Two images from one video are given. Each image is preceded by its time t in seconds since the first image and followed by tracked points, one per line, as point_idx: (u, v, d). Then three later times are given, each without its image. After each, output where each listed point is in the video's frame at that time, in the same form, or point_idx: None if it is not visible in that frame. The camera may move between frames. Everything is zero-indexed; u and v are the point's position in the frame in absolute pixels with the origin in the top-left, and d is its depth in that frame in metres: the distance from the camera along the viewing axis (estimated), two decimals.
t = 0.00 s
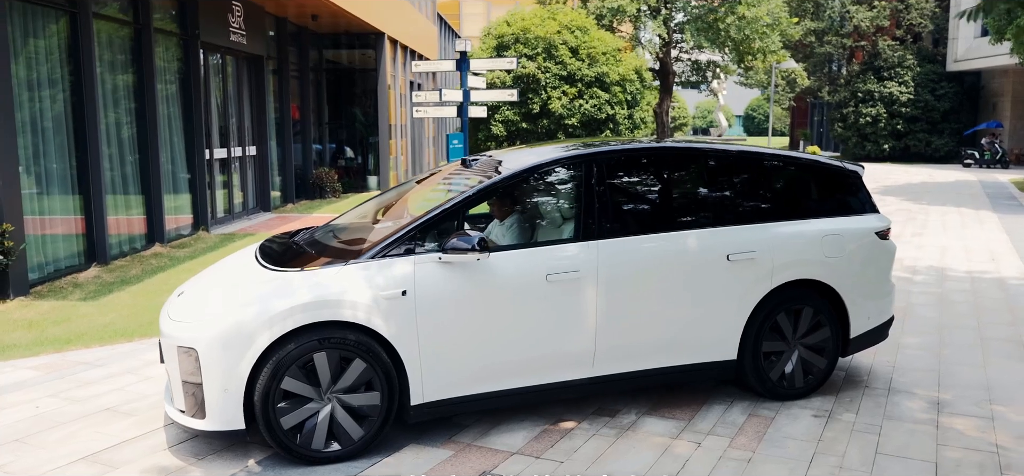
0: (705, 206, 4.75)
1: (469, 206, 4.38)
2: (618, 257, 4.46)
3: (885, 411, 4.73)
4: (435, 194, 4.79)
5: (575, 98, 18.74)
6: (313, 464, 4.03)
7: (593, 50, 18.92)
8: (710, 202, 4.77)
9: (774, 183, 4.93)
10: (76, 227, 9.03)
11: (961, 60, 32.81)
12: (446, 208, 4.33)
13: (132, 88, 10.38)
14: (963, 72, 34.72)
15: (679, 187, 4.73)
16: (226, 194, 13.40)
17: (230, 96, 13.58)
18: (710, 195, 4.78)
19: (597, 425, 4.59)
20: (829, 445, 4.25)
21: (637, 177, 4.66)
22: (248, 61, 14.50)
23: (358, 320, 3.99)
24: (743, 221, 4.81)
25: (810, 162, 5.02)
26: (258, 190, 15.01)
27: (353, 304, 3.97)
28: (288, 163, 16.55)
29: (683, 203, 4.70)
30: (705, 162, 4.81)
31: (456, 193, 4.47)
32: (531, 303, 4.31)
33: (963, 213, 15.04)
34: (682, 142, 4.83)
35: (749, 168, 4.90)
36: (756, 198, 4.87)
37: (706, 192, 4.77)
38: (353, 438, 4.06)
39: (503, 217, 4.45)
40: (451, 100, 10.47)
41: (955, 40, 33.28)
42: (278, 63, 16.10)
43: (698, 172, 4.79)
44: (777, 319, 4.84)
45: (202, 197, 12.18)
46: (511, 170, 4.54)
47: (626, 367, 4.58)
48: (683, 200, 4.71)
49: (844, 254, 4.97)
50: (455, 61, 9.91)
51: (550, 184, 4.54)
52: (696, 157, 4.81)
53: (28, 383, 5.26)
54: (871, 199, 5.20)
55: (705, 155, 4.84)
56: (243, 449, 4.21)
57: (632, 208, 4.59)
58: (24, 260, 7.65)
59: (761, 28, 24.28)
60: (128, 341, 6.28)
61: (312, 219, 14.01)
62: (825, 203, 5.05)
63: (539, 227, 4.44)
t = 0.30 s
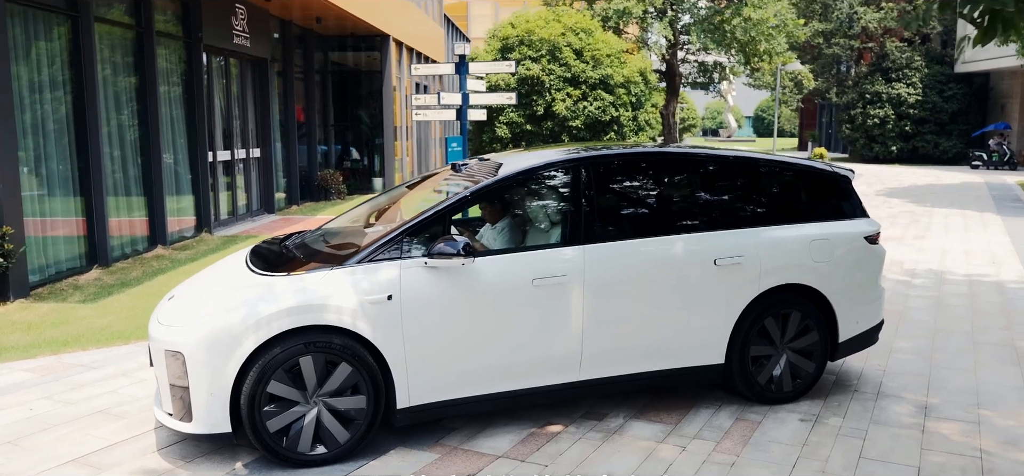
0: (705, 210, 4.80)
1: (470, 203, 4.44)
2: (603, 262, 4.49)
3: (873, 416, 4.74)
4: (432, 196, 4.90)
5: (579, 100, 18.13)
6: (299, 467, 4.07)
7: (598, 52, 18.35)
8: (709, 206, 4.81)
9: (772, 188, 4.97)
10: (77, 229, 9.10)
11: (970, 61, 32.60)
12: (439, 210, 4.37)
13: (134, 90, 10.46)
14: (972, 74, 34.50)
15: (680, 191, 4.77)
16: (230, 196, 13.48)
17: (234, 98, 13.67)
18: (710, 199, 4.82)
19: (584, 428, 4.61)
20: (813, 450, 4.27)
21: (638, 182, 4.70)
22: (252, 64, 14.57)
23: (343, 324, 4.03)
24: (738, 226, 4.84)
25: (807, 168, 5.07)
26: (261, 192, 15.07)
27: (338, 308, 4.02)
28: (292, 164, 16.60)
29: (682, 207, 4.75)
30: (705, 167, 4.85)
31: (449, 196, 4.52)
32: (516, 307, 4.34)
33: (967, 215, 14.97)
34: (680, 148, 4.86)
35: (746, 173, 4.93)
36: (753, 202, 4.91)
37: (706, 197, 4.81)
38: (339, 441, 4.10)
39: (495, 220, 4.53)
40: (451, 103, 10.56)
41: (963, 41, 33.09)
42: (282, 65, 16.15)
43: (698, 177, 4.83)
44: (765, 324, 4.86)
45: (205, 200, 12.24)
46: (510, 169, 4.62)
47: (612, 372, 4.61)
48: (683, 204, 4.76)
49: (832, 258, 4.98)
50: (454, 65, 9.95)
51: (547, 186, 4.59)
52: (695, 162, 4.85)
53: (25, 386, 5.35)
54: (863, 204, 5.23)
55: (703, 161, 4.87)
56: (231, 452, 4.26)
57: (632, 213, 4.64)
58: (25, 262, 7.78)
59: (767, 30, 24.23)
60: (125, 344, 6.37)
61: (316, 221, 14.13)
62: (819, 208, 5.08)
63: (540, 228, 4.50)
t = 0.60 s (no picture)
0: (706, 213, 4.83)
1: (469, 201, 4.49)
2: (590, 267, 4.50)
3: (863, 422, 4.72)
4: (428, 198, 4.95)
5: (585, 102, 17.84)
6: (286, 470, 4.10)
7: (603, 53, 18.15)
8: (709, 209, 4.84)
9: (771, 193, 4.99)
10: (81, 230, 9.18)
11: (981, 61, 32.39)
12: (432, 210, 4.41)
13: (138, 92, 10.55)
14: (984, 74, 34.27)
15: (681, 195, 4.80)
16: (235, 197, 13.57)
17: (239, 99, 13.76)
18: (710, 202, 4.85)
19: (572, 432, 4.62)
20: (799, 454, 4.27)
21: (639, 185, 4.74)
22: (258, 66, 14.66)
23: (329, 329, 4.06)
24: (735, 229, 4.87)
25: (808, 172, 5.09)
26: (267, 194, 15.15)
27: (324, 313, 4.05)
28: (298, 166, 16.66)
29: (684, 210, 4.78)
30: (705, 171, 4.88)
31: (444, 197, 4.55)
32: (503, 312, 4.35)
33: (974, 217, 14.87)
34: (678, 153, 4.89)
35: (744, 177, 4.95)
36: (752, 206, 4.93)
37: (707, 201, 4.84)
38: (326, 444, 4.13)
39: (488, 224, 4.56)
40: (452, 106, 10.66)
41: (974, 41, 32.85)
42: (288, 67, 16.22)
43: (699, 180, 4.86)
44: (755, 328, 4.85)
45: (209, 201, 12.34)
46: (513, 169, 4.66)
47: (600, 376, 4.62)
48: (684, 207, 4.79)
49: (823, 263, 4.98)
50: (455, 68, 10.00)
51: (547, 187, 4.62)
52: (694, 166, 4.87)
53: (22, 388, 5.43)
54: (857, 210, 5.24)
55: (703, 165, 4.90)
56: (220, 454, 4.30)
57: (634, 217, 4.68)
58: (27, 263, 7.91)
59: (775, 30, 24.17)
60: (123, 345, 6.44)
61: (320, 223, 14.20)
62: (817, 213, 5.09)
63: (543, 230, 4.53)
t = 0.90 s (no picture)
0: (711, 217, 4.86)
1: (473, 199, 4.56)
2: (580, 271, 4.50)
3: (855, 428, 4.70)
4: (428, 198, 5.02)
5: (594, 103, 17.63)
6: (275, 472, 4.14)
7: (613, 54, 17.99)
8: (713, 213, 4.87)
9: (773, 196, 5.01)
10: (87, 230, 9.28)
11: (997, 61, 32.09)
12: (431, 211, 4.46)
13: (146, 93, 10.64)
14: (1000, 73, 33.92)
15: (684, 198, 4.84)
16: (244, 199, 13.67)
17: (248, 101, 13.87)
18: (713, 206, 4.87)
19: (562, 435, 4.63)
20: (788, 460, 4.26)
21: (645, 189, 4.78)
22: (267, 67, 14.76)
23: (318, 333, 4.09)
24: (737, 233, 4.89)
25: (808, 178, 5.11)
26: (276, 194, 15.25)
27: (313, 317, 4.08)
28: (307, 166, 16.73)
29: (687, 213, 4.81)
30: (707, 175, 4.90)
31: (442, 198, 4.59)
32: (492, 316, 4.37)
33: (986, 219, 14.71)
34: (679, 157, 4.92)
35: (745, 181, 4.97)
36: (755, 210, 4.96)
37: (711, 205, 4.87)
38: (314, 447, 4.16)
39: (483, 228, 4.69)
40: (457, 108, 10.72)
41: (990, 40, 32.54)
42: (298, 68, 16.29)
43: (702, 184, 4.88)
44: (747, 333, 4.84)
45: (217, 202, 12.43)
46: (522, 169, 4.70)
47: (590, 380, 4.62)
48: (687, 210, 4.82)
49: (817, 268, 4.96)
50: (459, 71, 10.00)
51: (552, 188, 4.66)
52: (696, 170, 4.90)
53: (23, 388, 5.52)
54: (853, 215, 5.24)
55: (704, 170, 4.92)
56: (211, 457, 4.34)
57: (638, 220, 4.70)
58: (34, 263, 8.04)
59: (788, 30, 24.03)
60: (124, 346, 6.53)
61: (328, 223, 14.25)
62: (816, 218, 5.10)
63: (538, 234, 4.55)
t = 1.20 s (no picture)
0: (720, 221, 4.88)
1: (474, 200, 4.58)
2: (573, 276, 4.51)
3: (849, 434, 4.68)
4: (426, 201, 5.05)
5: (605, 104, 17.60)
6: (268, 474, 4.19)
7: (624, 55, 17.90)
8: (721, 216, 4.88)
9: (777, 200, 5.01)
10: (97, 231, 9.40)
11: (1017, 61, 31.74)
12: (427, 214, 4.50)
13: (156, 94, 10.75)
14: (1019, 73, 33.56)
15: (690, 201, 4.84)
16: (255, 200, 13.79)
17: (260, 103, 13.99)
18: (719, 209, 4.88)
19: (554, 439, 4.64)
20: (779, 466, 4.25)
21: (652, 192, 4.80)
22: (279, 69, 14.87)
23: (310, 336, 4.13)
24: (741, 237, 4.89)
25: (811, 182, 5.10)
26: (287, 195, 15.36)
27: (305, 321, 4.12)
28: (319, 167, 16.84)
29: (692, 216, 4.83)
30: (711, 179, 4.91)
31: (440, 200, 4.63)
32: (484, 320, 4.39)
33: (999, 221, 14.57)
34: (683, 161, 4.92)
35: (748, 185, 4.97)
36: (760, 213, 4.96)
37: (720, 208, 4.89)
38: (306, 449, 4.21)
39: (480, 231, 4.69)
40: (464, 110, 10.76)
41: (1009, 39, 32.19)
42: (310, 70, 16.37)
43: (708, 188, 4.89)
44: (741, 338, 4.83)
45: (228, 203, 12.54)
46: (529, 171, 4.73)
47: (583, 384, 4.63)
48: (693, 214, 4.83)
49: (813, 273, 4.94)
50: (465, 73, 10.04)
51: (559, 190, 4.68)
52: (699, 175, 4.90)
53: (27, 389, 5.61)
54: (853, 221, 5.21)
55: (708, 174, 4.92)
56: (206, 458, 4.40)
57: (645, 223, 4.73)
58: (43, 264, 8.17)
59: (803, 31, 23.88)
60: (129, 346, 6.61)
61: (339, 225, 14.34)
62: (818, 222, 5.09)
63: (535, 236, 4.57)
